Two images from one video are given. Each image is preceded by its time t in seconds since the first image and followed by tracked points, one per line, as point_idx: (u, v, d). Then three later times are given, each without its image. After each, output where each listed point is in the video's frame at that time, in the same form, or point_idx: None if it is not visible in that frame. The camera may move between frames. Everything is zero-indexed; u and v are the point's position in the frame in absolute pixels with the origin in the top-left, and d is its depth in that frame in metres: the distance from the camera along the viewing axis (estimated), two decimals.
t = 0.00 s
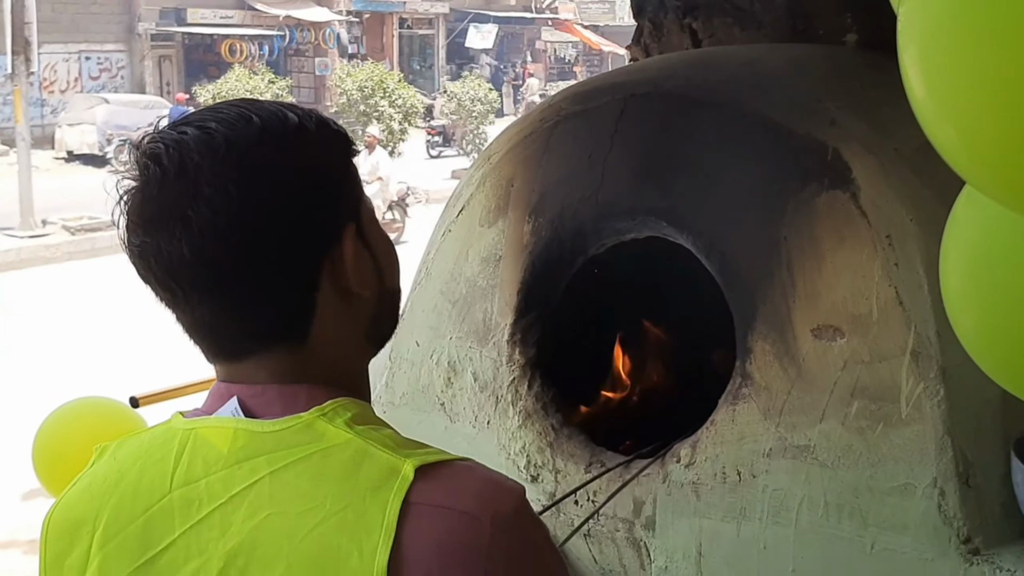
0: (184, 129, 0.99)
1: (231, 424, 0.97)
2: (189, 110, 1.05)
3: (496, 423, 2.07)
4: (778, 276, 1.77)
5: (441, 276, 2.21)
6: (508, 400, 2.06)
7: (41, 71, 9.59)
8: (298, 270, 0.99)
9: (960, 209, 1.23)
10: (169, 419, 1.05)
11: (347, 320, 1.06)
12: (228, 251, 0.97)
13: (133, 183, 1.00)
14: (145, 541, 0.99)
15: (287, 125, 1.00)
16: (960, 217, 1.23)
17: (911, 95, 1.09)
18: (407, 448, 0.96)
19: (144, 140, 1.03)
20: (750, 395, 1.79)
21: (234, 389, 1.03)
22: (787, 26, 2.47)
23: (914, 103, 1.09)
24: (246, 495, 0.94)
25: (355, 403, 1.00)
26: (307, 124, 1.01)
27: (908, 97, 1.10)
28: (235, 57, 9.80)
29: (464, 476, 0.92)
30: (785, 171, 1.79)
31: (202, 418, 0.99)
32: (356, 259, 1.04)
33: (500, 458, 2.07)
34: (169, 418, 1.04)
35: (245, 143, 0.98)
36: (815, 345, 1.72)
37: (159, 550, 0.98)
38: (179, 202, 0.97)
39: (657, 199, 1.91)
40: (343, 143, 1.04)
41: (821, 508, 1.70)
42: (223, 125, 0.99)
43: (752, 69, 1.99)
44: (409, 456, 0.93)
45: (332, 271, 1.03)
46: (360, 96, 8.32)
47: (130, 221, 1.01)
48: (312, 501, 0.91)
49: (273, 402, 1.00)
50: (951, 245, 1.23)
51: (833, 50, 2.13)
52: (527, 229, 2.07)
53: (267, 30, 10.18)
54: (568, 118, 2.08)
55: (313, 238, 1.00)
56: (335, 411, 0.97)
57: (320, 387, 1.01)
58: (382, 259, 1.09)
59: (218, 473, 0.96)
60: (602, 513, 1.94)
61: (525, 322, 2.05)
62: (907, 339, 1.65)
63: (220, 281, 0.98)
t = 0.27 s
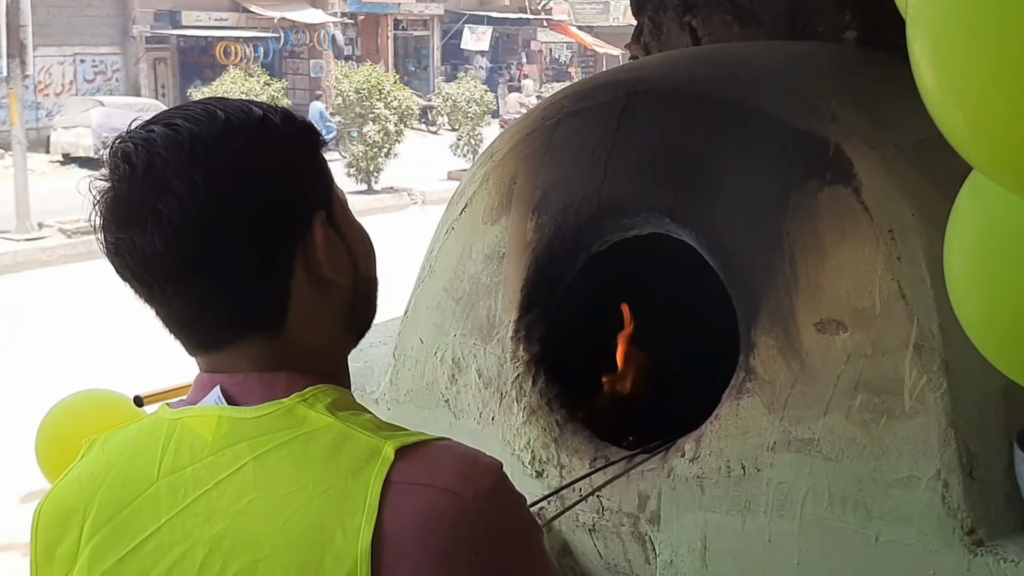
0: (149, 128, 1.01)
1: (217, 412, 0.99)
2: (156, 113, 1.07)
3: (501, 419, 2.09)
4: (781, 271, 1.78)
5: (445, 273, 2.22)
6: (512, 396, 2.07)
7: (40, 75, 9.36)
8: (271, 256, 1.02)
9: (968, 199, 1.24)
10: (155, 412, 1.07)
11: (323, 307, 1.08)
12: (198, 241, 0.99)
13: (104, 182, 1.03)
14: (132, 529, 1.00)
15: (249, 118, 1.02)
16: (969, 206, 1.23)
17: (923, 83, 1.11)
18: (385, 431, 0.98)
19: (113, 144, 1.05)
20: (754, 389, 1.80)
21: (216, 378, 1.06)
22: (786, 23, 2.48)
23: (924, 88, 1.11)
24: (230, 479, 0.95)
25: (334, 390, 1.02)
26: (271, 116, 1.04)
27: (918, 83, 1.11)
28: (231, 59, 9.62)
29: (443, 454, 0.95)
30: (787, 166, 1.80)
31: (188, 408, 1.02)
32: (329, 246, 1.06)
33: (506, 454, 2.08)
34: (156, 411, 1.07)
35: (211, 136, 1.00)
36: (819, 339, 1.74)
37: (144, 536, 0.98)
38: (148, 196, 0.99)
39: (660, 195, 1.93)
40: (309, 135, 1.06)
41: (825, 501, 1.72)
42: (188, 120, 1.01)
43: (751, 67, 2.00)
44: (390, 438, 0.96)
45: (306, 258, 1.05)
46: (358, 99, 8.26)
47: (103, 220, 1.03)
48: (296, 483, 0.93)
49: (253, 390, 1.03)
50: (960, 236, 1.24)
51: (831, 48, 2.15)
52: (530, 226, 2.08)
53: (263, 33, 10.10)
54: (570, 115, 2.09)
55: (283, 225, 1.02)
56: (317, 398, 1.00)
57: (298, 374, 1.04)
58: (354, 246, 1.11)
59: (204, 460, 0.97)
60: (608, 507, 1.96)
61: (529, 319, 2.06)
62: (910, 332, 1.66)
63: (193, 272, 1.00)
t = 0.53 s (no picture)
0: (146, 129, 1.01)
1: (223, 408, 0.99)
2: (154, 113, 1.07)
3: (504, 417, 2.10)
4: (785, 268, 1.79)
5: (450, 270, 2.23)
6: (516, 394, 2.08)
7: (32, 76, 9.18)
8: (271, 255, 1.01)
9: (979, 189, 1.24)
10: (160, 407, 1.07)
11: (322, 305, 1.06)
12: (197, 240, 0.98)
13: (104, 183, 1.02)
14: (138, 526, 0.99)
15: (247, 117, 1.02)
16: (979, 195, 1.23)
17: (939, 78, 1.10)
18: (392, 425, 0.98)
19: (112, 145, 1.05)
20: (758, 386, 1.81)
21: (220, 373, 1.04)
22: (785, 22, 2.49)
23: (941, 85, 1.10)
24: (237, 474, 0.95)
25: (333, 387, 1.01)
26: (270, 115, 1.03)
27: (935, 80, 1.10)
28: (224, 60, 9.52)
29: (451, 446, 0.95)
30: (790, 164, 1.81)
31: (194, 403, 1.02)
32: (326, 243, 1.05)
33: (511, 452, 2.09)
34: (160, 406, 1.06)
35: (208, 135, 1.00)
36: (822, 335, 1.74)
37: (150, 531, 0.98)
38: (146, 196, 0.99)
39: (663, 193, 1.94)
40: (310, 134, 1.05)
41: (829, 497, 1.73)
42: (185, 121, 1.01)
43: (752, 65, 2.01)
44: (398, 432, 0.96)
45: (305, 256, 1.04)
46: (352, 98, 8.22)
47: (103, 220, 1.03)
48: (305, 477, 0.93)
49: (259, 385, 1.02)
50: (969, 224, 1.23)
51: (830, 46, 2.16)
52: (533, 224, 2.09)
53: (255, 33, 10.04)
54: (572, 114, 2.10)
55: (283, 224, 1.01)
56: (322, 392, 0.99)
57: (304, 370, 1.04)
58: (353, 242, 1.10)
59: (210, 456, 0.97)
60: (613, 504, 1.97)
61: (532, 317, 2.07)
62: (913, 328, 1.66)
63: (192, 271, 0.99)
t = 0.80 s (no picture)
0: (159, 127, 1.01)
1: (232, 407, 0.98)
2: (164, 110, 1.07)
3: (505, 416, 2.11)
4: (785, 267, 1.80)
5: (449, 269, 2.24)
6: (516, 392, 2.08)
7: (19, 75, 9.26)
8: (282, 255, 1.01)
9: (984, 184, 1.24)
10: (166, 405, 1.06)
11: (332, 303, 1.07)
12: (209, 240, 0.98)
13: (115, 180, 1.02)
14: (146, 523, 0.98)
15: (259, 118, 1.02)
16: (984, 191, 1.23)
17: (949, 72, 1.08)
18: (399, 423, 0.97)
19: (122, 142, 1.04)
20: (758, 383, 1.82)
21: (228, 372, 1.04)
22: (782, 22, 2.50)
23: (951, 80, 1.08)
24: (247, 473, 0.94)
25: (345, 382, 1.02)
26: (282, 115, 1.03)
27: (945, 73, 1.09)
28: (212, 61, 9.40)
29: (459, 445, 0.94)
30: (790, 162, 1.82)
31: (201, 403, 1.01)
32: (336, 241, 1.06)
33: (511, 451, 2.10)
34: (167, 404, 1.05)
35: (221, 136, 1.00)
36: (822, 333, 1.75)
37: (159, 531, 0.97)
38: (159, 195, 0.99)
39: (663, 192, 1.95)
40: (320, 134, 1.06)
41: (829, 493, 1.74)
42: (197, 120, 1.01)
43: (751, 65, 2.02)
44: (407, 431, 0.95)
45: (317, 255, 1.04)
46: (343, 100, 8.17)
47: (114, 218, 1.03)
48: (314, 476, 0.92)
49: (269, 383, 1.02)
50: (973, 220, 1.23)
51: (828, 46, 2.17)
52: (533, 223, 2.09)
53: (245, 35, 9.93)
54: (571, 114, 2.10)
55: (294, 225, 1.02)
56: (331, 391, 0.98)
57: (312, 368, 1.04)
58: (363, 241, 1.11)
59: (219, 454, 0.96)
60: (613, 502, 1.98)
61: (533, 315, 2.08)
62: (913, 326, 1.67)
63: (204, 271, 1.00)
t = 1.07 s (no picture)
0: (171, 122, 1.01)
1: (236, 398, 0.97)
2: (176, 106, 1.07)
3: (503, 413, 2.11)
4: (783, 264, 1.81)
5: (445, 267, 2.25)
6: (515, 390, 2.09)
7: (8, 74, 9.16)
8: (289, 250, 1.01)
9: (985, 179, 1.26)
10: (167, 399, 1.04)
11: (336, 299, 1.07)
12: (218, 234, 0.99)
13: (125, 174, 1.02)
14: (150, 515, 0.96)
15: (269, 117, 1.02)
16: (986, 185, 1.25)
17: (955, 63, 1.09)
18: (401, 412, 0.98)
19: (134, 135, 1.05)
20: (757, 379, 1.82)
21: (232, 364, 1.04)
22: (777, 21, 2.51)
23: (958, 74, 1.09)
24: (254, 461, 0.93)
25: (350, 375, 1.02)
26: (291, 113, 1.03)
27: (951, 63, 1.10)
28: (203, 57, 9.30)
29: (463, 434, 0.95)
30: (787, 159, 1.83)
31: (204, 394, 0.99)
32: (342, 239, 1.06)
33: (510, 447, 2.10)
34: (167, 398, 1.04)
35: (231, 132, 1.00)
36: (821, 330, 1.76)
37: (165, 523, 0.95)
38: (169, 189, 0.99)
39: (662, 189, 1.95)
40: (328, 133, 1.06)
41: (828, 489, 1.74)
42: (208, 116, 1.01)
43: (748, 63, 2.03)
44: (411, 419, 0.96)
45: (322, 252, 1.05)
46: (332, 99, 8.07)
47: (123, 211, 1.03)
48: (320, 462, 0.92)
49: (272, 373, 1.02)
50: (975, 216, 1.25)
51: (823, 45, 2.18)
52: (532, 221, 2.10)
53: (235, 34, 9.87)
54: (571, 112, 2.12)
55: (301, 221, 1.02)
56: (334, 381, 0.99)
57: (315, 359, 1.04)
58: (367, 237, 1.11)
59: (224, 444, 0.95)
60: (613, 498, 1.98)
61: (531, 312, 2.09)
62: (911, 322, 1.69)
63: (212, 264, 1.00)
